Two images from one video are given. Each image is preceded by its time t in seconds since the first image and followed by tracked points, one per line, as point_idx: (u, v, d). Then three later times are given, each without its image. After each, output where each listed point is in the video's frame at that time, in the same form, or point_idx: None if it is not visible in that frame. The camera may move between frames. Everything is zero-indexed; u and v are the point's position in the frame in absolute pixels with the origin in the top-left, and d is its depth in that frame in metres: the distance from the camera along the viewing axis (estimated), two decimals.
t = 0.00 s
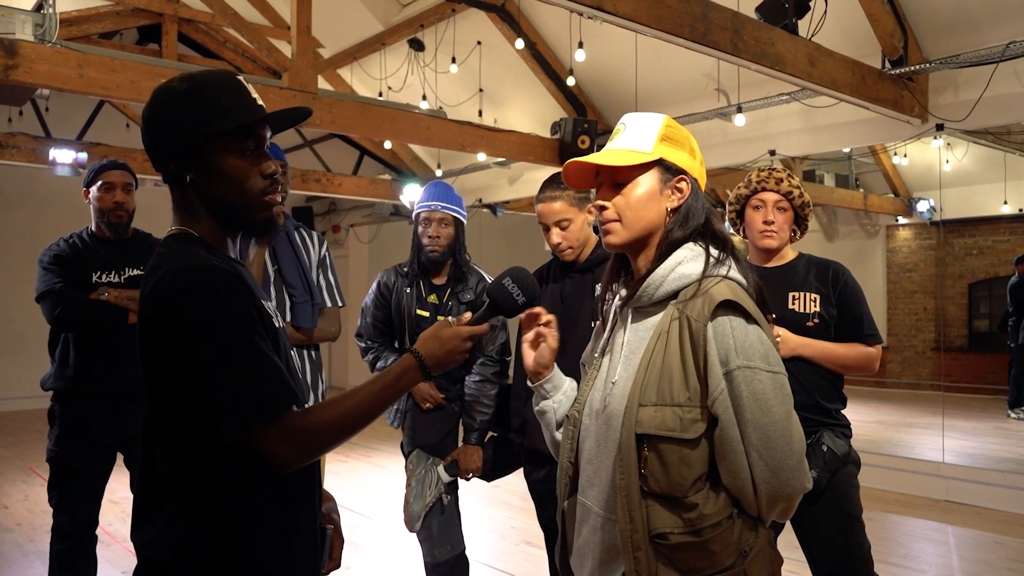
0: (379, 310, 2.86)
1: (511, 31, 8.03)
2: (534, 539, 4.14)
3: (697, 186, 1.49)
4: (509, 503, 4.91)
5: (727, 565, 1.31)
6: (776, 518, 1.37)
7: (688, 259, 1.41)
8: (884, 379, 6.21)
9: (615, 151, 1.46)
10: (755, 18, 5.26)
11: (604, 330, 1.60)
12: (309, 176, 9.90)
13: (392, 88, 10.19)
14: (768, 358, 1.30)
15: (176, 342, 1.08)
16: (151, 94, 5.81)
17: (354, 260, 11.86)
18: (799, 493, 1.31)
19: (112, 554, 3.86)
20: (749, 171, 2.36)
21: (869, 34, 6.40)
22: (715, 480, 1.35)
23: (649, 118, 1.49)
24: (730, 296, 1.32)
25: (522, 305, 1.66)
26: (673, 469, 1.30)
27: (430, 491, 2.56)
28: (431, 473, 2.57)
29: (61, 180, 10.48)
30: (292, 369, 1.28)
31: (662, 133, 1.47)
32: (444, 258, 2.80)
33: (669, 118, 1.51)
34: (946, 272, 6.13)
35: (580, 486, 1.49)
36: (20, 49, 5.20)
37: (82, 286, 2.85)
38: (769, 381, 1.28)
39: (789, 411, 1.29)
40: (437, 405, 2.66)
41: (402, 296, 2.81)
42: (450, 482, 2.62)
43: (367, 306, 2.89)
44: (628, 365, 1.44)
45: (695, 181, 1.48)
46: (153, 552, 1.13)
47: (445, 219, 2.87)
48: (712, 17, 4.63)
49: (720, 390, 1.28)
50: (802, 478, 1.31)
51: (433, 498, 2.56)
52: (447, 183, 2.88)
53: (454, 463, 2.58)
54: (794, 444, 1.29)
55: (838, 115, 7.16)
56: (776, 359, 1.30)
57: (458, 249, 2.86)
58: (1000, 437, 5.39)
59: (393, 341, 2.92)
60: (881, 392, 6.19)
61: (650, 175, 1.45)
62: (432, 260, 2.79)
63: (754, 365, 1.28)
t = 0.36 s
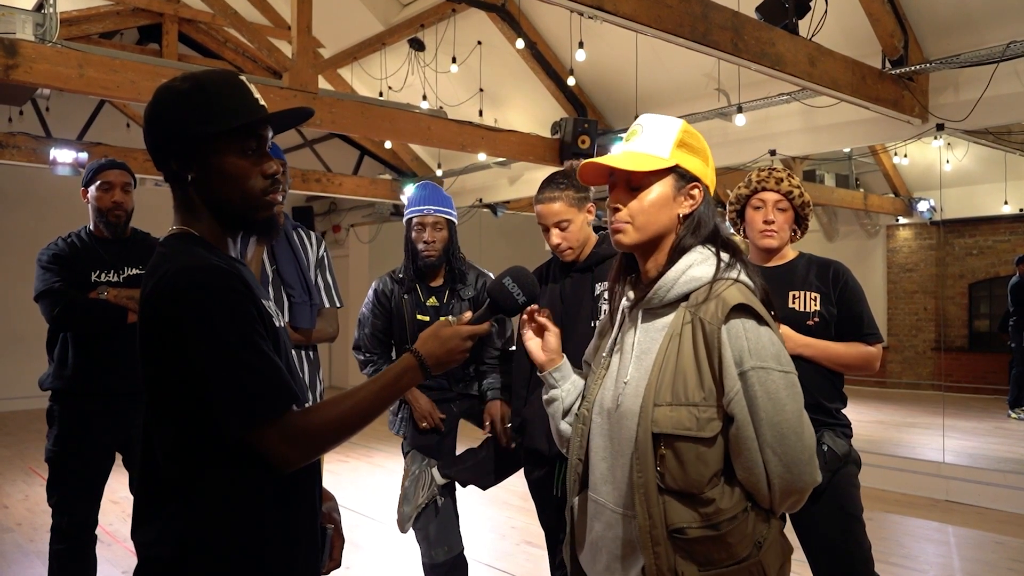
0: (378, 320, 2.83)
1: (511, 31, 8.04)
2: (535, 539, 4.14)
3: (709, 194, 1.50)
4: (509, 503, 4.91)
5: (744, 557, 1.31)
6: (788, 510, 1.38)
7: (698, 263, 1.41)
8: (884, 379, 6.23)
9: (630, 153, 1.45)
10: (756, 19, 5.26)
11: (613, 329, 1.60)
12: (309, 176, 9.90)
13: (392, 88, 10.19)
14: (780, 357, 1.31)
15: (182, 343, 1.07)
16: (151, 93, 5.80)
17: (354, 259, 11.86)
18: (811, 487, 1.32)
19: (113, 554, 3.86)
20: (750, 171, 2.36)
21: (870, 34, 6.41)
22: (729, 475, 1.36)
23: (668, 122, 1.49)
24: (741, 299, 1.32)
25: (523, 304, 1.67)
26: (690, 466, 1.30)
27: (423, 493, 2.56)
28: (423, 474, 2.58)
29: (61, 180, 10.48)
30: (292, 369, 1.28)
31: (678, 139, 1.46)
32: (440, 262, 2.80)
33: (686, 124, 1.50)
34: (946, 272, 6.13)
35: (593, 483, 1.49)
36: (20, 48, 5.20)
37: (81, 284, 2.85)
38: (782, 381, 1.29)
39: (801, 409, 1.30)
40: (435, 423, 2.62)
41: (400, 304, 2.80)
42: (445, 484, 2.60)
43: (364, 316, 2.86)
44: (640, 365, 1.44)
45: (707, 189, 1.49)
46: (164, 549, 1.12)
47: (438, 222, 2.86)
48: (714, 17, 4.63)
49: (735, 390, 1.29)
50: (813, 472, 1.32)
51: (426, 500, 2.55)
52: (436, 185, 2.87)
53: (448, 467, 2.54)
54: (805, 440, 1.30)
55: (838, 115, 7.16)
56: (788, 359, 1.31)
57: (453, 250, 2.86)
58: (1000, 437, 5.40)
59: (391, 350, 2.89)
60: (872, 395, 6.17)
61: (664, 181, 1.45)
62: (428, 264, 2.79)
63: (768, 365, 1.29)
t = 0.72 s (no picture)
0: (378, 323, 2.84)
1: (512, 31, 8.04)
2: (535, 539, 4.14)
3: (717, 197, 1.50)
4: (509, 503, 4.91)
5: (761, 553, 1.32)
6: (800, 506, 1.39)
7: (708, 265, 1.41)
8: (885, 379, 6.23)
9: (637, 156, 1.45)
10: (757, 19, 5.26)
11: (621, 329, 1.60)
12: (310, 176, 9.91)
13: (393, 88, 10.20)
14: (793, 358, 1.32)
15: (189, 345, 1.07)
16: (152, 94, 5.81)
17: (355, 259, 11.87)
18: (824, 483, 1.34)
19: (113, 554, 3.86)
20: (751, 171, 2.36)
21: (870, 34, 6.41)
22: (745, 473, 1.37)
23: (677, 125, 1.49)
24: (754, 302, 1.33)
25: (523, 305, 1.65)
26: (706, 465, 1.30)
27: (419, 496, 2.56)
28: (420, 477, 2.58)
29: (62, 180, 10.48)
30: (294, 369, 1.28)
31: (688, 143, 1.46)
32: (438, 262, 2.79)
33: (696, 128, 1.50)
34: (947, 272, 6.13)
35: (605, 483, 1.49)
36: (22, 49, 5.20)
37: (84, 284, 2.85)
38: (795, 380, 1.30)
39: (814, 408, 1.31)
40: (433, 434, 2.61)
41: (399, 305, 2.81)
42: (442, 487, 2.59)
43: (364, 317, 2.87)
44: (652, 366, 1.44)
45: (715, 192, 1.49)
46: (176, 550, 1.12)
47: (437, 221, 2.82)
48: (714, 17, 4.63)
49: (752, 391, 1.29)
50: (825, 469, 1.33)
51: (422, 503, 2.55)
52: (434, 184, 2.85)
53: (443, 471, 2.54)
54: (818, 437, 1.31)
55: (839, 115, 7.16)
56: (800, 359, 1.32)
57: (451, 248, 2.85)
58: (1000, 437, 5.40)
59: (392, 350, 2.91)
60: (887, 393, 6.24)
61: (671, 184, 1.45)
62: (427, 264, 2.78)
63: (782, 366, 1.30)
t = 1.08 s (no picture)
0: (378, 324, 2.85)
1: (513, 31, 8.04)
2: (537, 539, 4.14)
3: (721, 196, 1.50)
4: (510, 503, 4.91)
5: (773, 551, 1.32)
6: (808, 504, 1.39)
7: (720, 263, 1.41)
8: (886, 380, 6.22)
9: (640, 158, 1.45)
10: (758, 18, 5.26)
11: (628, 328, 1.60)
12: (311, 175, 9.91)
13: (394, 88, 10.20)
14: (805, 356, 1.32)
15: (196, 343, 1.07)
16: (155, 93, 5.81)
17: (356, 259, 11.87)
18: (834, 481, 1.34)
19: (115, 553, 3.86)
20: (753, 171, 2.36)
21: (872, 34, 6.41)
22: (757, 471, 1.37)
23: (680, 124, 1.49)
24: (769, 300, 1.33)
25: (525, 305, 1.65)
26: (719, 464, 1.30)
27: (426, 499, 2.53)
28: (427, 480, 2.54)
29: (63, 179, 10.48)
30: (297, 369, 1.28)
31: (689, 141, 1.46)
32: (436, 263, 2.78)
33: (698, 127, 1.50)
34: (948, 272, 6.13)
35: (613, 482, 1.48)
36: (24, 48, 5.20)
37: (89, 282, 2.85)
38: (808, 378, 1.30)
39: (826, 405, 1.31)
40: (437, 437, 2.60)
41: (399, 307, 2.80)
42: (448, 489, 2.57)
43: (364, 320, 2.87)
44: (663, 366, 1.44)
45: (719, 190, 1.48)
46: (182, 548, 1.11)
47: (435, 222, 2.82)
48: (715, 17, 4.62)
49: (766, 388, 1.29)
50: (836, 466, 1.33)
51: (429, 506, 2.53)
52: (434, 185, 2.84)
53: (450, 472, 2.51)
54: (830, 434, 1.32)
55: (840, 115, 7.16)
56: (812, 357, 1.33)
57: (450, 249, 2.84)
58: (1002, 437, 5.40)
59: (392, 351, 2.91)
60: (882, 393, 6.10)
61: (675, 184, 1.45)
62: (425, 265, 2.77)
63: (796, 364, 1.30)
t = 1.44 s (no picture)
0: (382, 331, 2.84)
1: (513, 31, 8.04)
2: (538, 539, 4.14)
3: (718, 194, 1.49)
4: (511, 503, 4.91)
5: (770, 547, 1.32)
6: (807, 501, 1.39)
7: (715, 260, 1.41)
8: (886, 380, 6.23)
9: (637, 155, 1.46)
10: (759, 18, 5.25)
11: (627, 326, 1.60)
12: (312, 175, 9.91)
13: (395, 88, 10.20)
14: (802, 351, 1.32)
15: (196, 342, 1.07)
16: (156, 94, 5.81)
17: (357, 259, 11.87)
18: (832, 477, 1.33)
19: (117, 553, 3.87)
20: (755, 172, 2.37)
21: (873, 34, 6.41)
22: (754, 467, 1.37)
23: (678, 123, 1.49)
24: (764, 295, 1.33)
25: (527, 305, 1.65)
26: (715, 460, 1.30)
27: (424, 498, 2.54)
28: (424, 479, 2.55)
29: (64, 179, 10.49)
30: (299, 368, 1.28)
31: (688, 140, 1.46)
32: (438, 268, 2.77)
33: (696, 125, 1.50)
34: (948, 272, 6.13)
35: (612, 481, 1.48)
36: (25, 48, 5.20)
37: (93, 282, 2.85)
38: (804, 373, 1.29)
39: (824, 401, 1.31)
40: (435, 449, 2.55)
41: (402, 313, 2.80)
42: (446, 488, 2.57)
43: (367, 327, 2.86)
44: (660, 363, 1.44)
45: (716, 189, 1.48)
46: (184, 550, 1.11)
47: (437, 227, 2.82)
48: (717, 17, 4.62)
49: (761, 383, 1.29)
50: (834, 462, 1.33)
51: (428, 505, 2.52)
52: (436, 190, 2.84)
53: (449, 471, 2.51)
54: (828, 430, 1.31)
55: (841, 115, 7.16)
56: (808, 352, 1.33)
57: (452, 253, 2.83)
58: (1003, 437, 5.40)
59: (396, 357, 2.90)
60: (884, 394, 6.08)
61: (672, 182, 1.45)
62: (425, 269, 2.77)
63: (791, 359, 1.29)
